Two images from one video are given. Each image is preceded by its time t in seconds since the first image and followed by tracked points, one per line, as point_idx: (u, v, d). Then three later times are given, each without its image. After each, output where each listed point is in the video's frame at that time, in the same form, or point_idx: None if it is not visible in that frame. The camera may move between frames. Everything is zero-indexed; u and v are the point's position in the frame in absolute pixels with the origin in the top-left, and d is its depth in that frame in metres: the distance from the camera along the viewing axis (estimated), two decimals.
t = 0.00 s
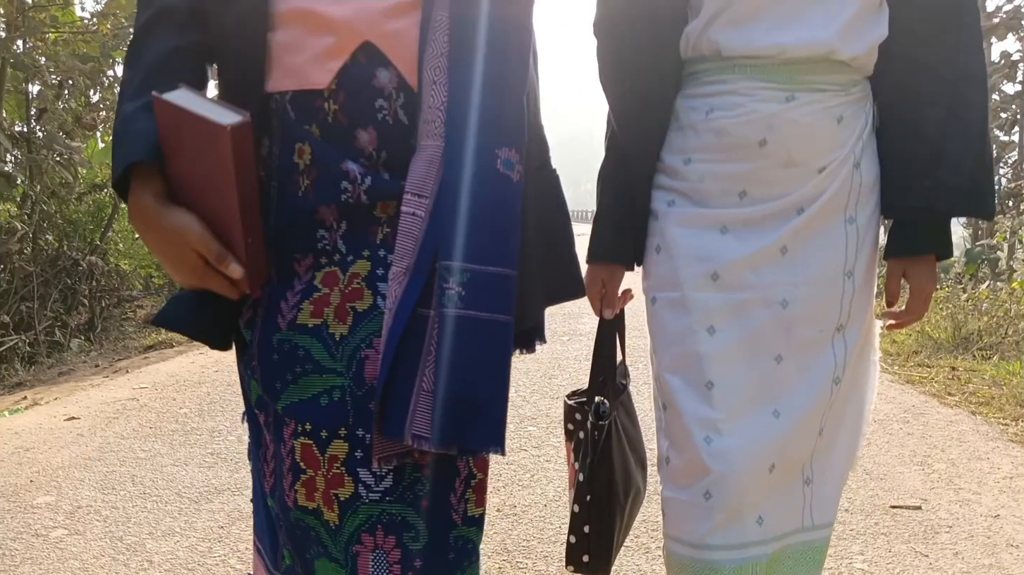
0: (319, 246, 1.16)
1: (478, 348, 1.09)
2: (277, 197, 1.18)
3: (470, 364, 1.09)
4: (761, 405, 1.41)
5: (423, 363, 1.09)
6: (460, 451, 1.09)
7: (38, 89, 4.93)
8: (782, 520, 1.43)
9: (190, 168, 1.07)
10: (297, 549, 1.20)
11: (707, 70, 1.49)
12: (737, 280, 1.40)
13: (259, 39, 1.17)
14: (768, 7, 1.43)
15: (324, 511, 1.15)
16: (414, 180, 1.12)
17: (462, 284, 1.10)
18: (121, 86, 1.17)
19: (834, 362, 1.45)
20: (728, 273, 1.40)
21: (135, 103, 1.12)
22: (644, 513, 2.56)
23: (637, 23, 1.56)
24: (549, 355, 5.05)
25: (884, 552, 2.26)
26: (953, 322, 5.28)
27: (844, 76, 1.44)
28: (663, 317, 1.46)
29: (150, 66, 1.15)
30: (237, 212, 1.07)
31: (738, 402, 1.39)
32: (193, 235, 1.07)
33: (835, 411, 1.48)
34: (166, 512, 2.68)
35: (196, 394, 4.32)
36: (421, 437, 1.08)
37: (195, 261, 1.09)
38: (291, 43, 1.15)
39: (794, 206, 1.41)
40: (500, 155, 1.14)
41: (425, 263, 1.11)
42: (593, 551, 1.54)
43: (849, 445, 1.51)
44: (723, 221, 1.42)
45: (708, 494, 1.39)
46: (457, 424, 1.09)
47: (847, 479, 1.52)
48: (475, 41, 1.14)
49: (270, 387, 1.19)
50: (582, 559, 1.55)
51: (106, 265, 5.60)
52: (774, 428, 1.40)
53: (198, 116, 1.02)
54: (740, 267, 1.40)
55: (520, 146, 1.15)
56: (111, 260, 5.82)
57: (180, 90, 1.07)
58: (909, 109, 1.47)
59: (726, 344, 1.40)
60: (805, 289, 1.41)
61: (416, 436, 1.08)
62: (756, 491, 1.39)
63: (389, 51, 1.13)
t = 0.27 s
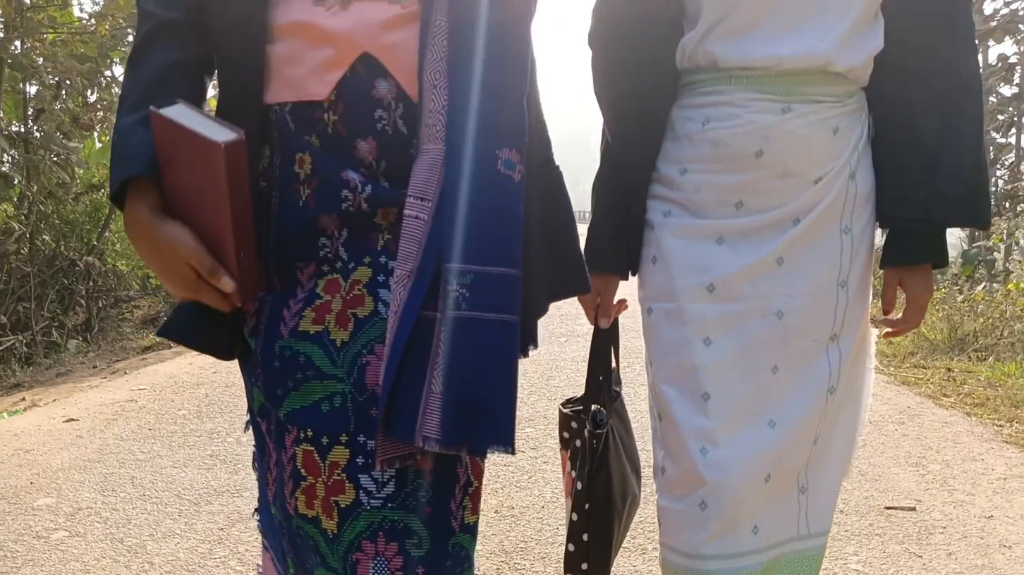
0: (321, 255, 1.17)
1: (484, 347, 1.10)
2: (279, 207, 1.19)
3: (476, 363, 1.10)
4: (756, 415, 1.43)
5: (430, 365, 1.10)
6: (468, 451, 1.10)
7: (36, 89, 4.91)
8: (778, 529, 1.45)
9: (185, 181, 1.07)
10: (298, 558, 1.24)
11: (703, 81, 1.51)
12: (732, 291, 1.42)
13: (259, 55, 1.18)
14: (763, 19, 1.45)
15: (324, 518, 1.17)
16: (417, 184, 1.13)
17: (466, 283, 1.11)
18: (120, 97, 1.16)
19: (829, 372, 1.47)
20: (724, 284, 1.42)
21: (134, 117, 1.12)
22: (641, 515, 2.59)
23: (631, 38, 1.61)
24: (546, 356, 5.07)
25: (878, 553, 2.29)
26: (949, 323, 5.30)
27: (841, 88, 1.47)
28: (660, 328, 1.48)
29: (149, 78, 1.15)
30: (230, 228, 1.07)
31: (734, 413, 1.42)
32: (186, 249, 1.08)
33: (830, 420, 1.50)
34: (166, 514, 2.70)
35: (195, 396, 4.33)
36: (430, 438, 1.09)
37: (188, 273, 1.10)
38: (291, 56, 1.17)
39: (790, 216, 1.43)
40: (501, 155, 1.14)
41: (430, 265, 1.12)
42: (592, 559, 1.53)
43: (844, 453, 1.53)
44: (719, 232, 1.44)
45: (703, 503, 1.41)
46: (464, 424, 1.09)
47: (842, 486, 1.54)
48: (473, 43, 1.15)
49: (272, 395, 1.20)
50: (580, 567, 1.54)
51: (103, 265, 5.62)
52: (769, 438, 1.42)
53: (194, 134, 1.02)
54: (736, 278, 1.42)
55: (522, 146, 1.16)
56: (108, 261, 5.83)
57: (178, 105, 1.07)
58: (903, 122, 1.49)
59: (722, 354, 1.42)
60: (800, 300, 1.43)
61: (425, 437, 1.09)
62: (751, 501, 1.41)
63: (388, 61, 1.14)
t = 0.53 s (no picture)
0: (323, 267, 1.18)
1: (491, 356, 1.14)
2: (279, 221, 1.19)
3: (485, 372, 1.14)
4: (752, 427, 1.45)
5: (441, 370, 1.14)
6: (480, 454, 1.15)
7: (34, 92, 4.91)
8: (774, 540, 1.47)
9: (184, 197, 1.09)
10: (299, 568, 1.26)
11: (698, 91, 1.53)
12: (727, 304, 1.45)
13: (255, 67, 1.17)
14: (759, 30, 1.48)
15: (324, 532, 1.19)
16: (420, 190, 1.14)
17: (471, 292, 1.14)
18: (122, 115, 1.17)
19: (824, 383, 1.49)
20: (720, 297, 1.45)
21: (136, 133, 1.13)
22: (639, 518, 2.61)
23: (624, 52, 1.64)
24: (544, 358, 5.09)
25: (874, 556, 2.32)
26: (945, 324, 5.33)
27: (835, 98, 1.49)
28: (655, 340, 1.51)
29: (148, 96, 1.15)
30: (228, 244, 1.07)
31: (731, 426, 1.44)
32: (185, 265, 1.08)
33: (825, 430, 1.52)
34: (168, 518, 2.72)
35: (195, 399, 4.35)
36: (442, 443, 1.14)
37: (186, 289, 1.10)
38: (288, 69, 1.17)
39: (785, 228, 1.46)
40: (503, 159, 1.17)
41: (435, 272, 1.14)
42: (592, 570, 1.56)
43: (840, 463, 1.55)
44: (714, 243, 1.47)
45: (699, 516, 1.44)
46: (475, 429, 1.15)
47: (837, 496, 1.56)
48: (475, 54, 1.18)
49: (275, 407, 1.21)
50: None
51: (100, 268, 5.68)
52: (764, 449, 1.45)
53: (193, 152, 1.04)
54: (731, 291, 1.45)
55: (523, 151, 1.19)
56: (107, 264, 5.86)
57: (178, 121, 1.08)
58: (899, 131, 1.53)
59: (717, 367, 1.45)
60: (795, 311, 1.46)
61: (438, 442, 1.13)
62: (747, 513, 1.44)
63: (385, 71, 1.15)
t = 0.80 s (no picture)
0: (326, 282, 1.19)
1: (500, 366, 1.15)
2: (282, 237, 1.21)
3: (494, 379, 1.14)
4: (751, 441, 1.48)
5: (451, 380, 1.15)
6: (492, 461, 1.15)
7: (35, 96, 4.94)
8: (773, 553, 1.50)
9: (187, 219, 1.11)
10: None
11: (697, 103, 1.55)
12: (726, 318, 1.48)
13: (257, 85, 1.20)
14: (755, 42, 1.50)
15: (327, 549, 1.18)
16: (425, 201, 1.15)
17: (478, 301, 1.15)
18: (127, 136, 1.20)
19: (822, 396, 1.51)
20: (718, 311, 1.48)
21: (142, 154, 1.15)
22: (641, 523, 2.63)
23: (623, 64, 1.66)
24: (546, 363, 5.11)
25: (874, 561, 2.33)
26: (945, 328, 5.35)
27: (832, 110, 1.52)
28: (655, 353, 1.53)
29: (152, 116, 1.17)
30: (231, 267, 1.10)
31: (730, 439, 1.46)
32: (189, 285, 1.11)
33: (824, 443, 1.54)
34: (174, 524, 2.75)
35: (198, 405, 4.38)
36: (454, 451, 1.15)
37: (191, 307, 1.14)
38: (289, 86, 1.19)
39: (783, 240, 1.48)
40: (505, 168, 1.18)
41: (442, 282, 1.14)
42: None
43: (839, 475, 1.57)
44: (713, 256, 1.49)
45: (698, 532, 1.46)
46: (485, 436, 1.15)
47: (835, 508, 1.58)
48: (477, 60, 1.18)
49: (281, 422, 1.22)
50: None
51: (102, 273, 5.72)
52: (764, 463, 1.47)
53: (195, 174, 1.06)
54: (729, 305, 1.47)
55: (525, 158, 1.19)
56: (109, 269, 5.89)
57: (181, 144, 1.11)
58: (896, 142, 1.55)
59: (716, 381, 1.48)
60: (793, 324, 1.48)
61: (450, 452, 1.15)
62: (746, 527, 1.46)
63: (385, 85, 1.16)
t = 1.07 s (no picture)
0: (338, 325, 1.24)
1: (521, 401, 1.16)
2: (294, 278, 1.26)
3: (515, 415, 1.16)
4: (754, 472, 1.53)
5: (474, 417, 1.19)
6: (515, 495, 1.16)
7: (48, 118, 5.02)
8: None
9: (210, 270, 1.17)
10: None
11: (698, 134, 1.59)
12: (728, 351, 1.53)
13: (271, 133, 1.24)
14: (755, 77, 1.54)
15: None
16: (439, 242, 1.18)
17: (497, 338, 1.17)
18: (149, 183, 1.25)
19: (823, 426, 1.57)
20: (721, 343, 1.53)
21: (165, 207, 1.21)
22: (649, 544, 2.67)
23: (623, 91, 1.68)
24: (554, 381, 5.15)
25: None
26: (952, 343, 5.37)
27: (832, 142, 1.56)
28: (660, 384, 1.59)
29: (173, 168, 1.23)
30: (252, 317, 1.16)
31: (733, 470, 1.52)
32: (212, 332, 1.18)
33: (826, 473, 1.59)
34: (190, 547, 2.80)
35: (211, 425, 4.43)
36: (480, 487, 1.17)
37: (213, 353, 1.19)
38: (300, 131, 1.23)
39: (785, 272, 1.53)
40: (517, 205, 1.20)
41: (460, 318, 1.18)
42: None
43: (842, 503, 1.62)
44: (715, 287, 1.54)
45: (700, 565, 1.53)
46: (509, 470, 1.16)
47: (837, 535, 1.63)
48: (488, 97, 1.20)
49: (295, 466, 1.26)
50: None
51: (114, 291, 5.74)
52: (765, 494, 1.53)
53: (217, 231, 1.12)
54: (732, 338, 1.53)
55: (535, 193, 1.21)
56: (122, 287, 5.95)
57: (205, 198, 1.17)
58: (900, 171, 1.59)
59: (719, 413, 1.53)
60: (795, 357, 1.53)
61: (476, 487, 1.17)
62: (746, 559, 1.53)
63: (390, 130, 1.19)
